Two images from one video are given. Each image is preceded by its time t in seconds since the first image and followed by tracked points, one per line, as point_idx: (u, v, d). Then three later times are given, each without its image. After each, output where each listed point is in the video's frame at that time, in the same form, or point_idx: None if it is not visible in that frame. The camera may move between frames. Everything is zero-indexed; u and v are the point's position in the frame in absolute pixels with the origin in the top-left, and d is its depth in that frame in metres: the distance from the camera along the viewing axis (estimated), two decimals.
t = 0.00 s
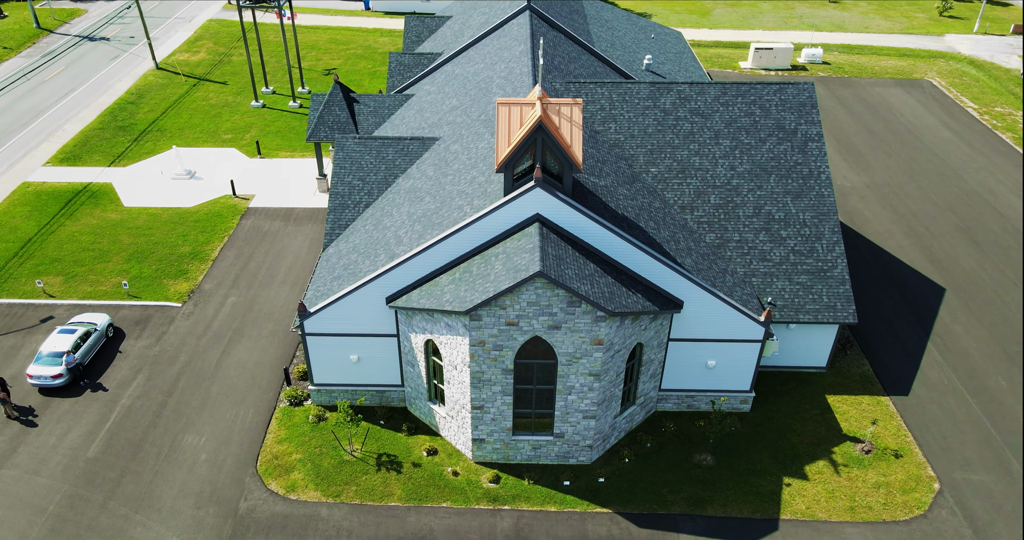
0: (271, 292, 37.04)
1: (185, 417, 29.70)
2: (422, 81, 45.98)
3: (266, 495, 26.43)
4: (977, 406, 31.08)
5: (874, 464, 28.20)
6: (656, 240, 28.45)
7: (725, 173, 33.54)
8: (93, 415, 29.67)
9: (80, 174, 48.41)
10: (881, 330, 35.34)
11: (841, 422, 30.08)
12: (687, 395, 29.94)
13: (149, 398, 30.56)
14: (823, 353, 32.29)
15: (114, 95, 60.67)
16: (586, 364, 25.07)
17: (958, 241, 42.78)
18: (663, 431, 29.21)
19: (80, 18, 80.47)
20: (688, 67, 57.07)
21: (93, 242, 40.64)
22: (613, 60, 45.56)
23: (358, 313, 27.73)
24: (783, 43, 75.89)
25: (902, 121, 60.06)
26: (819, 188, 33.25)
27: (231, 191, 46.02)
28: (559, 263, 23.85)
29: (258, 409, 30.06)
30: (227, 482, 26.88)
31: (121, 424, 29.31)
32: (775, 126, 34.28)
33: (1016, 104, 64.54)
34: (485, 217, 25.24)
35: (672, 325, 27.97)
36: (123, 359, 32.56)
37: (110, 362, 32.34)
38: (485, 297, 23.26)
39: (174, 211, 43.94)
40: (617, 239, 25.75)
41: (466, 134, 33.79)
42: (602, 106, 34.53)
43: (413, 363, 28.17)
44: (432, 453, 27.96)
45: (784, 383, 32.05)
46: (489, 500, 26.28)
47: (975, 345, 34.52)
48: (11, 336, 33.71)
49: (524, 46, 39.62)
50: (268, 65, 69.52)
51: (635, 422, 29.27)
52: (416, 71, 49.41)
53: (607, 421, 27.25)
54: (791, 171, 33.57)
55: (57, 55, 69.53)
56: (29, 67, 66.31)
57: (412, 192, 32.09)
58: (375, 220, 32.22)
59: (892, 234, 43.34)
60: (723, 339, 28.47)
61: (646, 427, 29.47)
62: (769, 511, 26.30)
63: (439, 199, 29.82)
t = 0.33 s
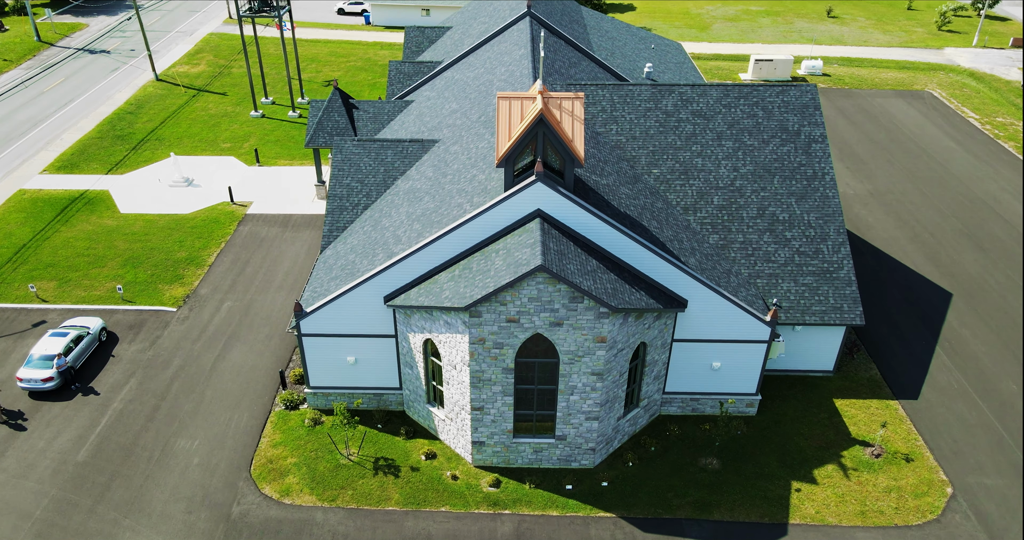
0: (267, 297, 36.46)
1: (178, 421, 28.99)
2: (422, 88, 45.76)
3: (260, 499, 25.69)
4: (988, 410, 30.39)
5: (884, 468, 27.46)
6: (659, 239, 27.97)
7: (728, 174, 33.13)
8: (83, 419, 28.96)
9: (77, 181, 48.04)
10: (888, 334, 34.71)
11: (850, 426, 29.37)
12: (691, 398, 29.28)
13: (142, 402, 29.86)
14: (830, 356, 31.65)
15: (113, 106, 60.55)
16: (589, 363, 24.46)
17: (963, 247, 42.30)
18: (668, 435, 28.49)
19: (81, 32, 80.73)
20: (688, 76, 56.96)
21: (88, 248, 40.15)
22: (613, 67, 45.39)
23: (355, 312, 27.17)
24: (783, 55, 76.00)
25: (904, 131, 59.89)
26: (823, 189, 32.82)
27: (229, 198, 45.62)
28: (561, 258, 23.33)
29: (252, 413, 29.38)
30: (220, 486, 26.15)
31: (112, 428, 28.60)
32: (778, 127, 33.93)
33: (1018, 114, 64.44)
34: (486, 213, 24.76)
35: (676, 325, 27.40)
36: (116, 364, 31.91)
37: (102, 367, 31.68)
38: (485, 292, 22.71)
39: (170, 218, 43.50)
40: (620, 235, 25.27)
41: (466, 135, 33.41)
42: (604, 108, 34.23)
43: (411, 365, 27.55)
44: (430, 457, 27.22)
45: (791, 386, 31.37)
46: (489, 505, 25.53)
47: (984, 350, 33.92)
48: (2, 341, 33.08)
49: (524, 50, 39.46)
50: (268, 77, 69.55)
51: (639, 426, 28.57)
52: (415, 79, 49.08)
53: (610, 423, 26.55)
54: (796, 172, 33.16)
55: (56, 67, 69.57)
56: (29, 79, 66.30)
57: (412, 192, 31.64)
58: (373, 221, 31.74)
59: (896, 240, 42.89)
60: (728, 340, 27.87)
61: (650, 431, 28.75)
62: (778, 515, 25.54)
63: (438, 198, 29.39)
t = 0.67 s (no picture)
0: (264, 307, 35.90)
1: (170, 431, 28.26)
2: (422, 101, 45.66)
3: (252, 509, 24.90)
4: (1000, 420, 29.69)
5: (896, 478, 26.67)
6: (662, 244, 27.52)
7: (730, 181, 32.79)
8: (73, 429, 28.24)
9: (75, 195, 47.76)
10: (895, 345, 34.09)
11: (859, 436, 28.62)
12: (697, 407, 28.57)
13: (133, 412, 29.16)
14: (837, 365, 31.00)
15: (113, 123, 60.59)
16: (591, 367, 23.84)
17: (968, 259, 41.87)
18: (673, 445, 27.76)
19: (83, 53, 81.25)
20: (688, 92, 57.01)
21: (84, 260, 39.70)
22: (614, 80, 45.35)
23: (353, 318, 26.62)
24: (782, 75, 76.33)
25: (905, 147, 59.83)
26: (827, 197, 32.44)
27: (228, 211, 45.28)
28: (562, 258, 22.85)
29: (247, 423, 28.67)
30: (211, 496, 25.37)
31: (102, 438, 27.87)
32: (780, 135, 33.65)
33: (1018, 131, 64.49)
34: (486, 214, 24.33)
35: (681, 331, 26.82)
36: (109, 374, 31.25)
37: (94, 377, 31.03)
38: (485, 293, 22.19)
39: (168, 230, 43.12)
40: (622, 237, 24.82)
41: (467, 142, 33.16)
42: (604, 116, 34.00)
43: (409, 372, 26.92)
44: (429, 466, 26.47)
45: (797, 396, 30.69)
46: (489, 515, 24.73)
47: (993, 360, 33.30)
48: None
49: (524, 61, 39.41)
50: (269, 95, 69.73)
51: (643, 435, 27.85)
52: (415, 94, 48.79)
53: (614, 431, 25.85)
54: (799, 180, 32.81)
55: (58, 86, 69.75)
56: (30, 97, 66.49)
57: (411, 200, 31.27)
58: (371, 229, 31.33)
59: (900, 253, 42.44)
60: (733, 346, 27.27)
61: (654, 440, 28.02)
62: (787, 526, 24.73)
63: (437, 203, 29.02)
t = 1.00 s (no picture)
0: (260, 320, 35.35)
1: (162, 442, 27.54)
2: (423, 117, 45.58)
3: (245, 521, 24.12)
4: (1012, 432, 28.97)
5: (908, 490, 25.88)
6: (665, 250, 27.10)
7: (733, 191, 32.47)
8: (62, 441, 27.51)
9: (72, 212, 47.47)
10: (902, 357, 33.47)
11: (869, 447, 27.89)
12: (702, 417, 27.88)
13: (125, 423, 28.47)
14: (844, 376, 30.38)
15: (112, 142, 60.63)
16: (594, 373, 23.26)
17: (973, 273, 41.44)
18: (678, 456, 27.04)
19: (85, 76, 81.81)
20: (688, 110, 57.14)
21: (79, 273, 39.26)
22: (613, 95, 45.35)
23: (350, 325, 26.08)
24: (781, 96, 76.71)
25: (906, 166, 59.77)
26: (831, 206, 32.10)
27: (226, 226, 44.95)
28: (564, 260, 22.40)
29: (241, 434, 27.96)
30: (203, 508, 24.60)
31: (92, 449, 27.13)
32: (782, 145, 33.44)
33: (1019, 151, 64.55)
34: (486, 217, 23.93)
35: (685, 338, 26.28)
36: (100, 386, 30.60)
37: (86, 388, 30.39)
38: (485, 295, 21.72)
39: (165, 245, 42.75)
40: (625, 240, 24.41)
41: (466, 152, 32.93)
42: (605, 126, 33.84)
43: (407, 381, 26.32)
44: (427, 478, 25.73)
45: (804, 408, 30.00)
46: (488, 527, 23.93)
47: (1002, 372, 32.68)
48: None
49: (524, 75, 39.41)
50: (269, 116, 69.94)
51: (647, 446, 27.13)
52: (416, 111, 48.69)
53: (617, 441, 25.15)
54: (802, 190, 32.51)
55: (59, 107, 69.96)
56: (31, 118, 66.69)
57: (410, 208, 30.92)
58: (370, 238, 30.96)
59: (905, 267, 42.02)
60: (739, 354, 26.70)
61: (659, 452, 27.29)
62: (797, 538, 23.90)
63: (437, 211, 28.66)
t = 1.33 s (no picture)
0: (256, 333, 34.82)
1: (153, 453, 26.86)
2: (422, 133, 45.50)
3: (236, 533, 23.37)
4: None
5: (920, 501, 25.14)
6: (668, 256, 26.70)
7: (735, 201, 32.18)
8: (51, 452, 26.83)
9: (70, 228, 47.20)
10: (909, 369, 32.87)
11: (878, 458, 27.19)
12: (707, 427, 27.23)
13: (116, 435, 27.79)
14: (851, 387, 29.77)
15: (112, 162, 60.63)
16: (596, 378, 22.71)
17: (978, 288, 41.02)
18: (682, 467, 26.34)
19: (87, 100, 82.24)
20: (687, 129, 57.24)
21: (74, 287, 38.82)
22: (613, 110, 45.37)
23: (347, 331, 25.60)
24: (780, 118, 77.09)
25: (906, 185, 59.67)
26: (835, 215, 31.78)
27: (223, 242, 44.62)
28: (565, 261, 21.99)
29: (235, 445, 27.30)
30: (194, 519, 23.86)
31: (81, 461, 26.42)
32: (784, 156, 33.25)
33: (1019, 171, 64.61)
34: (486, 220, 23.58)
35: (688, 344, 25.77)
36: (92, 398, 29.97)
37: (77, 400, 29.76)
38: (485, 296, 21.27)
39: (162, 260, 42.38)
40: (627, 244, 24.04)
41: (466, 162, 32.73)
42: (605, 137, 33.72)
43: (405, 389, 25.73)
44: (425, 489, 25.00)
45: (811, 419, 29.35)
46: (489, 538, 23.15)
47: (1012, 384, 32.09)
48: None
49: (524, 89, 39.43)
50: (270, 138, 70.11)
51: (651, 457, 26.44)
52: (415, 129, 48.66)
53: (620, 449, 24.48)
54: (804, 199, 32.20)
55: (60, 129, 70.14)
56: (32, 139, 66.84)
57: (409, 217, 30.60)
58: (368, 247, 30.60)
59: (908, 281, 41.58)
60: (743, 361, 26.15)
61: (663, 462, 26.60)
62: None
63: (436, 217, 28.32)
